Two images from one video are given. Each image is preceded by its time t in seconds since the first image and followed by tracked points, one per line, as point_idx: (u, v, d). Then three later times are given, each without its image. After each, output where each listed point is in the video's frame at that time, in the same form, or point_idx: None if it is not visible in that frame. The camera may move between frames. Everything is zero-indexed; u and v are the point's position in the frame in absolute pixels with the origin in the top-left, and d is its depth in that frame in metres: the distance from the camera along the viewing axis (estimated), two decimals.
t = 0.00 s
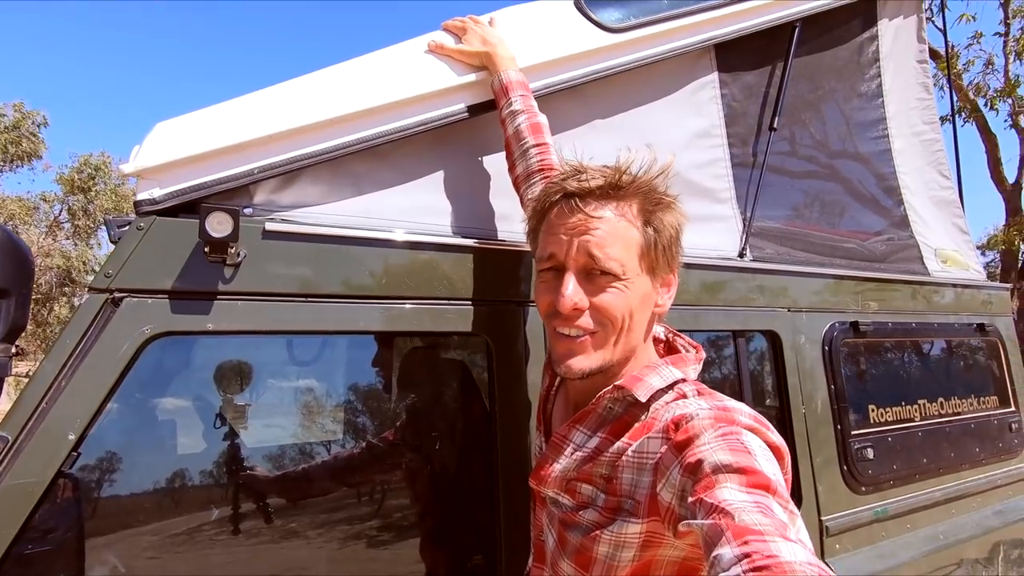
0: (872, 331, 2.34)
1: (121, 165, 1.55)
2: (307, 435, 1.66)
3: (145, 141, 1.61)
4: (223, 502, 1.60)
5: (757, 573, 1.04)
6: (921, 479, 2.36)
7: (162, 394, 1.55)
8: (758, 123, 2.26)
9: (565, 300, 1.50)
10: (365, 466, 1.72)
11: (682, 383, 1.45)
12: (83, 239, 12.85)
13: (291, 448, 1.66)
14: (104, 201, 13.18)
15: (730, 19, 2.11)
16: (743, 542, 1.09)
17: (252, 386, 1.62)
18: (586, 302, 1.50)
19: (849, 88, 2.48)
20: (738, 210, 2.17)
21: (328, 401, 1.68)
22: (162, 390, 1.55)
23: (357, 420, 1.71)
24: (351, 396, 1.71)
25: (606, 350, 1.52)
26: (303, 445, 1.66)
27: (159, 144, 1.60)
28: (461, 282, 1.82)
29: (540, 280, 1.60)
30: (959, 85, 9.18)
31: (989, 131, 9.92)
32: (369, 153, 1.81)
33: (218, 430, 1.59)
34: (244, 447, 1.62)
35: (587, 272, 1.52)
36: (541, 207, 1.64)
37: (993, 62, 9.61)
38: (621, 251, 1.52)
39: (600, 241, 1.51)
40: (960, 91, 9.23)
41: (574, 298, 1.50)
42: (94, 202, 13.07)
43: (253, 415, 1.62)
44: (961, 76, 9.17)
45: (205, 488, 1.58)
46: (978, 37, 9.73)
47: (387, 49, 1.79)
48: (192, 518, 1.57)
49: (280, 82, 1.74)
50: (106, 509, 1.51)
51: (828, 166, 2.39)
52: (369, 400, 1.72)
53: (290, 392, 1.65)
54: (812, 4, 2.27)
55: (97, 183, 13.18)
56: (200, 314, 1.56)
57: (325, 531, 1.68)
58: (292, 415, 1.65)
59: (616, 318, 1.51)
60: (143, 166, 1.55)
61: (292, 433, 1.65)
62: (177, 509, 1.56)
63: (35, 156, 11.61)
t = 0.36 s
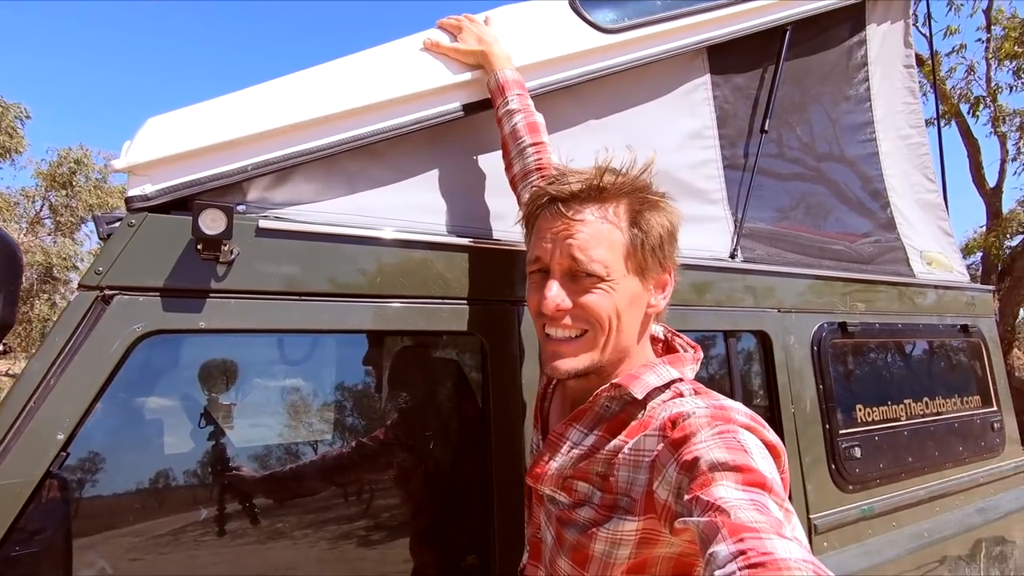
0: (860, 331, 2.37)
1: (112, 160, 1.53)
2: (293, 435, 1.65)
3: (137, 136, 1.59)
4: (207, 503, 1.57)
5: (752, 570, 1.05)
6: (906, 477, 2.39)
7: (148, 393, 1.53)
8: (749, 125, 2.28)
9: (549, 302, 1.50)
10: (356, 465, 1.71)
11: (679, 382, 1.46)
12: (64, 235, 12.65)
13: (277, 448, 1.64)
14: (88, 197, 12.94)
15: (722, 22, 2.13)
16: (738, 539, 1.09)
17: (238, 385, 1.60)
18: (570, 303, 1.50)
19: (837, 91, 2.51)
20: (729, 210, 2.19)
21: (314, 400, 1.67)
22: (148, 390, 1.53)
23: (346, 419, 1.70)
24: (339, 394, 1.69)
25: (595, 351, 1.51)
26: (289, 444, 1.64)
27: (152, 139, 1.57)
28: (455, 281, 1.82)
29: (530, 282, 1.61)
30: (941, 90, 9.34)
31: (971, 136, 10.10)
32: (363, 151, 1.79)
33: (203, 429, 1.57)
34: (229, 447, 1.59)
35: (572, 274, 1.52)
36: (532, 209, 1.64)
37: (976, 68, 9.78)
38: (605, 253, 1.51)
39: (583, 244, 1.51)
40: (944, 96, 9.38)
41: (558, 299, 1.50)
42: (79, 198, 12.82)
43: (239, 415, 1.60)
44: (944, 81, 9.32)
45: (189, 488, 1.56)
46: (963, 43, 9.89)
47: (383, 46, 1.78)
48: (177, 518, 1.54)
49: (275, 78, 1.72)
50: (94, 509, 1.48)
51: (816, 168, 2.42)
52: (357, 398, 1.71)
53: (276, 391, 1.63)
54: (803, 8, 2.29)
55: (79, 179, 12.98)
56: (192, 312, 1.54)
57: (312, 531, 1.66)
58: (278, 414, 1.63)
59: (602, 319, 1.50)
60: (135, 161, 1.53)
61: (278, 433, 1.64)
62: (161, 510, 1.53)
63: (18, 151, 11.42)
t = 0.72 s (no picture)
0: (850, 331, 2.42)
1: (105, 155, 1.50)
2: (278, 435, 1.61)
3: (130, 132, 1.56)
4: (189, 505, 1.53)
5: (756, 572, 1.06)
6: (894, 475, 2.44)
7: (134, 393, 1.49)
8: (740, 127, 2.31)
9: (563, 301, 1.51)
10: (345, 466, 1.69)
11: (683, 383, 1.47)
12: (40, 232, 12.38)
13: (262, 449, 1.60)
14: (66, 194, 12.66)
15: (716, 24, 2.14)
16: (741, 541, 1.10)
17: (222, 385, 1.56)
18: (584, 303, 1.51)
19: (826, 95, 2.54)
20: (723, 211, 2.21)
21: (299, 400, 1.63)
22: (133, 390, 1.49)
23: (333, 420, 1.67)
24: (324, 396, 1.66)
25: (606, 351, 1.53)
26: (274, 445, 1.61)
27: (145, 135, 1.55)
28: (452, 280, 1.81)
29: (541, 279, 1.61)
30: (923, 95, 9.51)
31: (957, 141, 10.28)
32: (361, 149, 1.78)
33: (184, 430, 1.53)
34: (211, 449, 1.55)
35: (587, 273, 1.52)
36: (544, 206, 1.64)
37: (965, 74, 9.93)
38: (621, 253, 1.52)
39: (599, 242, 1.51)
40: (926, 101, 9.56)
41: (572, 299, 1.51)
42: (58, 195, 12.55)
43: (223, 415, 1.56)
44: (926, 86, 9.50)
45: (171, 490, 1.52)
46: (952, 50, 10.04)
47: (381, 43, 1.77)
48: (158, 520, 1.50)
49: (271, 74, 1.70)
50: (87, 510, 1.45)
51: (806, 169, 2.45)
52: (343, 399, 1.68)
53: (261, 392, 1.60)
54: (793, 12, 2.32)
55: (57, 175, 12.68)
56: (187, 310, 1.51)
57: (297, 533, 1.63)
58: (263, 415, 1.59)
59: (614, 319, 1.51)
60: (128, 157, 1.50)
61: (263, 433, 1.60)
62: (144, 512, 1.49)
63: None
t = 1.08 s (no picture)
0: (837, 331, 2.47)
1: (98, 150, 1.48)
2: (263, 436, 1.58)
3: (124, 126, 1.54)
4: (172, 509, 1.49)
5: (754, 567, 1.05)
6: (880, 472, 2.49)
7: (118, 395, 1.45)
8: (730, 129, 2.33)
9: (558, 299, 1.52)
10: (335, 467, 1.66)
11: (682, 380, 1.49)
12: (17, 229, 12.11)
13: (247, 450, 1.56)
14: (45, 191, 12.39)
15: (708, 26, 2.17)
16: (739, 536, 1.09)
17: (205, 386, 1.53)
18: (579, 300, 1.52)
19: (813, 98, 2.59)
20: (714, 211, 2.25)
21: (285, 402, 1.60)
22: (118, 392, 1.45)
23: (318, 423, 1.65)
24: (310, 397, 1.64)
25: (603, 348, 1.53)
26: (259, 446, 1.58)
27: (140, 129, 1.53)
28: (448, 279, 1.81)
29: (538, 278, 1.61)
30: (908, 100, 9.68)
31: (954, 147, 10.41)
32: (357, 146, 1.77)
33: (166, 432, 1.48)
34: (195, 451, 1.51)
35: (582, 270, 1.53)
36: (541, 203, 1.64)
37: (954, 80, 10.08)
38: (615, 250, 1.53)
39: (594, 239, 1.52)
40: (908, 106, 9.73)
41: (568, 296, 1.52)
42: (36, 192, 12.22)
43: (206, 416, 1.53)
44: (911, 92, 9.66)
45: (153, 493, 1.47)
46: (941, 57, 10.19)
47: (378, 40, 1.76)
48: (141, 524, 1.46)
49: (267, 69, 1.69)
50: (77, 511, 1.41)
51: (795, 171, 2.49)
52: (330, 401, 1.66)
53: (245, 393, 1.56)
54: (782, 15, 2.35)
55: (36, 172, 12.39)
56: (183, 308, 1.49)
57: (281, 536, 1.59)
58: (247, 416, 1.56)
59: (610, 316, 1.52)
60: (122, 152, 1.47)
61: (247, 435, 1.57)
62: (126, 516, 1.45)
63: None
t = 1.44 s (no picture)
0: (827, 331, 2.51)
1: (89, 145, 1.45)
2: (250, 437, 1.57)
3: (115, 121, 1.52)
4: (156, 512, 1.49)
5: (749, 566, 1.02)
6: (868, 472, 2.52)
7: (104, 397, 1.43)
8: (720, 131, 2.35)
9: (540, 297, 1.52)
10: (325, 469, 1.65)
11: (678, 379, 1.48)
12: None
13: (234, 452, 1.56)
14: (25, 188, 12.02)
15: (698, 29, 2.20)
16: (735, 534, 1.06)
17: (190, 387, 1.51)
18: (561, 299, 1.51)
19: (803, 102, 2.61)
20: (706, 213, 2.26)
21: (272, 404, 1.58)
22: (103, 394, 1.42)
23: (306, 425, 1.62)
24: (297, 399, 1.61)
25: (588, 347, 1.52)
26: (246, 448, 1.57)
27: (132, 124, 1.51)
28: (442, 279, 1.79)
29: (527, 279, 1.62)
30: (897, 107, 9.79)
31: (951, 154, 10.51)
32: (352, 143, 1.76)
33: (149, 435, 1.47)
34: (179, 454, 1.50)
35: (565, 269, 1.53)
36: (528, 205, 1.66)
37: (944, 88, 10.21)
38: (598, 248, 1.51)
39: (574, 238, 1.52)
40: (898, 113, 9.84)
41: (549, 294, 1.52)
42: (18, 189, 11.92)
43: (191, 418, 1.51)
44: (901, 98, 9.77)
45: (137, 496, 1.47)
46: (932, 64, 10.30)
47: (373, 38, 1.76)
48: (125, 527, 1.45)
49: (262, 65, 1.68)
50: (61, 514, 1.41)
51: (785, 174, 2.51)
52: (318, 401, 1.64)
53: (231, 394, 1.55)
54: (771, 19, 2.38)
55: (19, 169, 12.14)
56: (174, 307, 1.47)
57: (269, 538, 1.59)
58: (233, 418, 1.55)
59: (594, 314, 1.50)
60: (112, 147, 1.45)
61: (234, 436, 1.55)
62: (109, 519, 1.44)
63: None
